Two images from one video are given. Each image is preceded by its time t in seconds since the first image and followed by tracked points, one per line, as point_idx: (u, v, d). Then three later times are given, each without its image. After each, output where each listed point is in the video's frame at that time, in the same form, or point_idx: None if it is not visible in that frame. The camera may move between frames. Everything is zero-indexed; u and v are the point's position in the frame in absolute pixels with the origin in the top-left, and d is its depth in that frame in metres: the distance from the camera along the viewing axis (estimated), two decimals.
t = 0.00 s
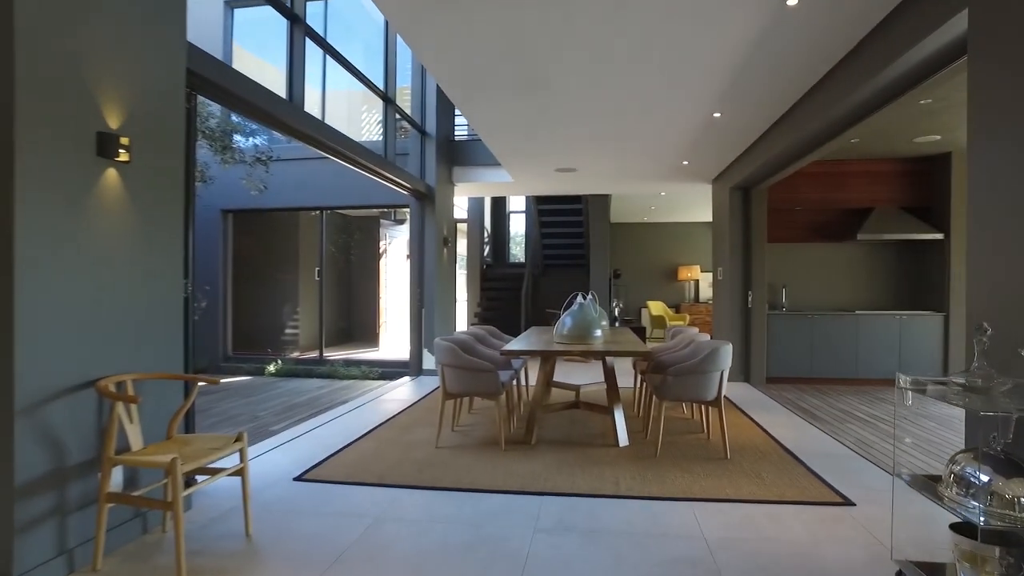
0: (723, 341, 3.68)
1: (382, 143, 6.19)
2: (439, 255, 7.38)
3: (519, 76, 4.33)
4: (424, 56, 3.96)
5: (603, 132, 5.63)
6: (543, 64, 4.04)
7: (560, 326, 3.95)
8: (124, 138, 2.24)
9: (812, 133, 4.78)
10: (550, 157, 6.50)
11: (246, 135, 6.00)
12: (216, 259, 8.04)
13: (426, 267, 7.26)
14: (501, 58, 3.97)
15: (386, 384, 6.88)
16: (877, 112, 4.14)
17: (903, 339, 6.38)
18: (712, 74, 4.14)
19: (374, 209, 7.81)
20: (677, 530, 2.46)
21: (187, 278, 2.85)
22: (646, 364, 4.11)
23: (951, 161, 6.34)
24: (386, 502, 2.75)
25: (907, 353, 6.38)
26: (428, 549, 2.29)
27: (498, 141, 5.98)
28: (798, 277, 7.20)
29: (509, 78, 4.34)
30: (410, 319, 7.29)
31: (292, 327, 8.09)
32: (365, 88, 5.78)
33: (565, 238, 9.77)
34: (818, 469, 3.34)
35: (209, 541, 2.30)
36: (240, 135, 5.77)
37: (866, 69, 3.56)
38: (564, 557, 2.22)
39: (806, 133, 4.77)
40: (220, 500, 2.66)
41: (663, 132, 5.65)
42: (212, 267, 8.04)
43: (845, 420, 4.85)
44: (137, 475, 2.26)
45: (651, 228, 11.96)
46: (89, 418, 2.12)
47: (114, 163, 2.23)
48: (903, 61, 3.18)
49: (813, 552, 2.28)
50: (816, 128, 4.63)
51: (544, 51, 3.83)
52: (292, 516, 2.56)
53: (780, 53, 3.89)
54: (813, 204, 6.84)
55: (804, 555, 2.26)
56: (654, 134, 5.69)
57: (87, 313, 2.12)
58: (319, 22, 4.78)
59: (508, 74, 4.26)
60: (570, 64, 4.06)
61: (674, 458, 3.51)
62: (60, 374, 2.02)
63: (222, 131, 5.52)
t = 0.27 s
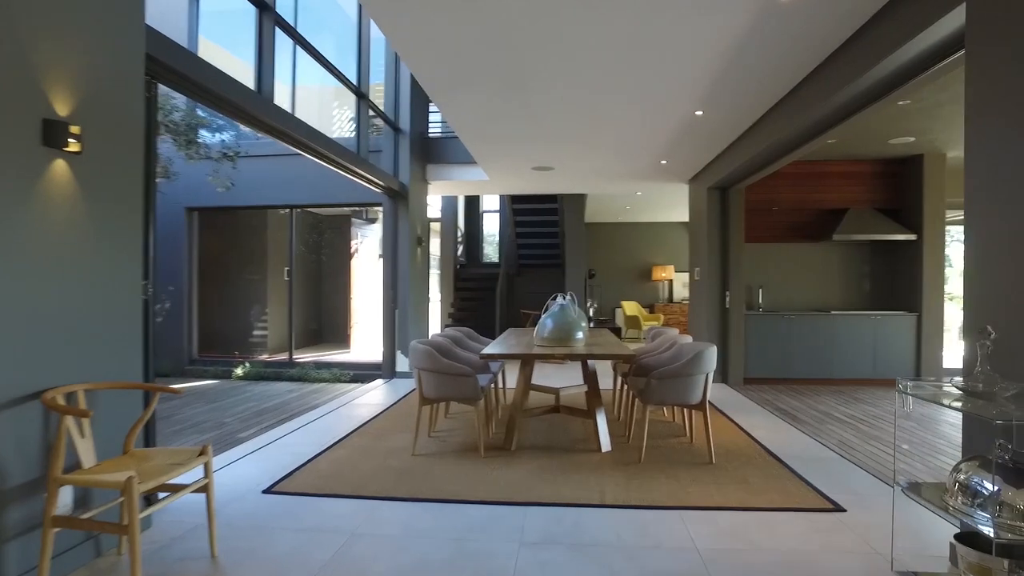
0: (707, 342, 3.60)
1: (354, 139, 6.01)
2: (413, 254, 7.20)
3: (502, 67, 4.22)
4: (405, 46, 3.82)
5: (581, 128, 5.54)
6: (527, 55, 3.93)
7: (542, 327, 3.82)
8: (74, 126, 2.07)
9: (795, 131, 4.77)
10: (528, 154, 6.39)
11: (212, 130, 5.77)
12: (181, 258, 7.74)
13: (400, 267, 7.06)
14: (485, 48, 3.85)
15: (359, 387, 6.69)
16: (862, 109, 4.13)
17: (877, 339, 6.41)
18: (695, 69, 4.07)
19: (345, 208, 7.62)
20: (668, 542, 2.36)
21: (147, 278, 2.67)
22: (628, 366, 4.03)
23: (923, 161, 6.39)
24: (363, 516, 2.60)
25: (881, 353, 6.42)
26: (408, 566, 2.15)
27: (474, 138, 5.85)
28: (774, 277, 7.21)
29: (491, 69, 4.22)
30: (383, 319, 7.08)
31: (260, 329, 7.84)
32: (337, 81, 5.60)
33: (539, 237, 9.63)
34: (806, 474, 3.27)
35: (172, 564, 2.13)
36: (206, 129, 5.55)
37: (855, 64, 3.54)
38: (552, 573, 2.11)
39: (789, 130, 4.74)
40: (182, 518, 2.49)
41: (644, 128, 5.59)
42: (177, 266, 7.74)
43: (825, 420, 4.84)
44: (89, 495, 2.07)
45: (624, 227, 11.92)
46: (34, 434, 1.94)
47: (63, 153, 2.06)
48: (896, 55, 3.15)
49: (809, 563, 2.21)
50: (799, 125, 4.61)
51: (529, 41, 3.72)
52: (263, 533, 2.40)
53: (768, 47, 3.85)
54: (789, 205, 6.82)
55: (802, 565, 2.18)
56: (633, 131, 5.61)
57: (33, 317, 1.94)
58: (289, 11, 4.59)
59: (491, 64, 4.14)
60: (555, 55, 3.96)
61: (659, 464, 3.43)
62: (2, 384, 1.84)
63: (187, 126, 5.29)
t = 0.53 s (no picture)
0: (702, 343, 3.50)
1: (335, 133, 5.83)
2: (395, 252, 7.01)
3: (493, 58, 4.08)
4: (393, 34, 3.67)
5: (569, 122, 5.42)
6: (519, 45, 3.80)
7: (530, 326, 3.70)
8: (28, 108, 1.90)
9: (788, 126, 4.70)
10: (514, 151, 6.26)
11: (186, 123, 5.55)
12: (154, 257, 7.43)
13: (382, 265, 6.86)
14: (476, 36, 3.71)
15: (339, 388, 6.51)
16: (859, 104, 4.07)
17: (864, 339, 6.39)
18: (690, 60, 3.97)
19: (324, 206, 7.51)
20: (673, 553, 2.25)
21: (114, 277, 2.49)
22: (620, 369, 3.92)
23: (907, 161, 6.35)
24: (349, 530, 2.44)
25: (868, 352, 6.40)
26: None
27: (459, 132, 5.71)
28: (761, 276, 7.16)
29: (481, 60, 4.08)
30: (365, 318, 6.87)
31: (237, 329, 7.62)
32: (316, 73, 5.41)
33: (524, 234, 9.39)
34: (807, 479, 3.18)
35: None
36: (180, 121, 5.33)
37: (857, 57, 3.46)
38: None
39: (784, 125, 4.67)
40: (152, 536, 2.31)
41: (634, 123, 5.49)
42: (150, 265, 7.41)
43: (817, 420, 4.79)
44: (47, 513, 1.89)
45: (608, 226, 11.83)
46: None
47: (17, 138, 1.88)
48: (902, 45, 3.08)
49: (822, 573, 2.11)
50: (794, 121, 4.54)
51: (523, 29, 3.59)
52: (241, 549, 2.24)
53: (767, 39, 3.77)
54: (775, 204, 6.75)
55: None
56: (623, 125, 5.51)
57: None
58: None
59: (481, 55, 4.00)
60: (548, 45, 3.84)
61: (654, 468, 3.33)
62: None
63: (160, 119, 5.08)
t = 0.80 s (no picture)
0: (709, 345, 3.39)
1: (325, 128, 5.67)
2: (387, 252, 6.84)
3: (492, 49, 3.95)
4: (390, 24, 3.53)
5: (567, 116, 5.30)
6: (521, 35, 3.67)
7: (530, 331, 3.57)
8: None
9: (793, 123, 4.60)
10: (511, 148, 6.13)
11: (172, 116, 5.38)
12: (137, 256, 7.21)
13: (373, 264, 6.67)
14: (477, 26, 3.57)
15: (330, 392, 6.35)
16: (868, 100, 3.98)
17: (864, 340, 6.32)
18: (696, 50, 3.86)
19: (314, 204, 7.33)
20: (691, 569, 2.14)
21: (94, 279, 2.33)
22: (622, 373, 3.80)
23: (907, 160, 6.26)
24: (346, 546, 2.30)
25: (868, 353, 6.32)
26: None
27: (454, 128, 5.57)
28: (759, 276, 7.06)
29: (481, 52, 3.95)
30: (356, 319, 6.66)
31: (225, 329, 7.44)
32: (305, 65, 5.25)
33: (517, 234, 9.21)
34: (822, 488, 3.06)
35: None
36: (166, 116, 5.16)
37: (871, 49, 3.37)
38: None
39: (789, 122, 4.57)
40: (134, 556, 2.16)
41: (634, 119, 5.37)
42: (133, 264, 7.19)
43: (821, 423, 4.72)
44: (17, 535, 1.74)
45: (601, 225, 11.70)
46: None
47: None
48: (920, 37, 2.98)
49: None
50: (800, 117, 4.45)
51: (525, 19, 3.46)
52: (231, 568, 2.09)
53: (777, 30, 3.67)
54: (773, 203, 6.66)
55: None
56: (622, 120, 5.39)
57: None
58: None
59: (481, 46, 3.87)
60: (550, 36, 3.71)
61: (661, 476, 3.22)
62: None
63: (145, 113, 4.90)
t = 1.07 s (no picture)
0: (717, 348, 3.27)
1: (316, 123, 5.51)
2: (379, 251, 6.67)
3: (494, 39, 3.81)
4: (387, 11, 3.38)
5: (565, 111, 5.17)
6: (524, 26, 3.53)
7: (530, 335, 3.44)
8: None
9: (798, 120, 4.51)
10: (507, 144, 6.00)
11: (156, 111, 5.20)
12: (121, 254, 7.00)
13: (365, 263, 6.50)
14: (479, 15, 3.44)
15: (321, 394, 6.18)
16: (878, 95, 3.89)
17: (864, 340, 6.23)
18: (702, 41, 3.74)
19: (303, 202, 7.17)
20: None
21: (69, 279, 2.19)
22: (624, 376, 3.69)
23: (907, 157, 6.17)
24: (341, 565, 2.16)
25: (868, 354, 6.23)
26: None
27: (449, 123, 5.42)
28: (758, 275, 6.96)
29: (482, 43, 3.81)
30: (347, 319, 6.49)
31: (212, 330, 7.26)
32: (294, 58, 5.09)
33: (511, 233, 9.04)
34: (837, 495, 2.94)
35: None
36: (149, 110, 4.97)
37: (885, 42, 3.27)
38: None
39: (794, 118, 4.48)
40: None
41: (635, 114, 5.25)
42: (117, 263, 6.96)
43: (825, 426, 4.63)
44: None
45: (595, 224, 11.58)
46: None
47: None
48: (941, 29, 2.88)
49: None
50: (806, 113, 4.35)
51: (530, 8, 3.33)
52: None
53: (787, 22, 3.57)
54: (772, 202, 6.56)
55: None
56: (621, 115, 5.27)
57: None
58: None
59: (482, 36, 3.73)
60: (556, 26, 3.58)
61: (668, 483, 3.10)
62: None
63: (126, 106, 4.72)
